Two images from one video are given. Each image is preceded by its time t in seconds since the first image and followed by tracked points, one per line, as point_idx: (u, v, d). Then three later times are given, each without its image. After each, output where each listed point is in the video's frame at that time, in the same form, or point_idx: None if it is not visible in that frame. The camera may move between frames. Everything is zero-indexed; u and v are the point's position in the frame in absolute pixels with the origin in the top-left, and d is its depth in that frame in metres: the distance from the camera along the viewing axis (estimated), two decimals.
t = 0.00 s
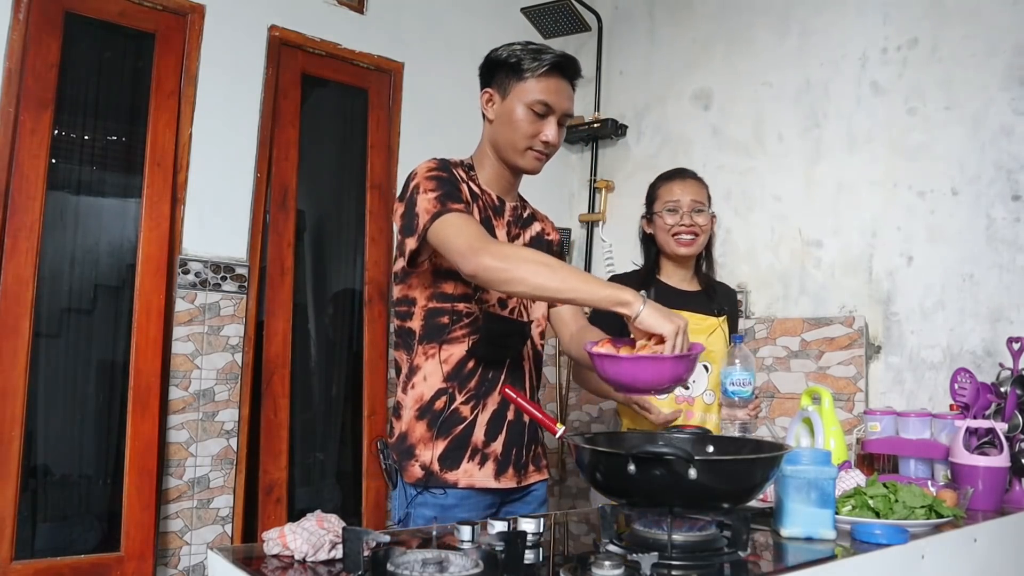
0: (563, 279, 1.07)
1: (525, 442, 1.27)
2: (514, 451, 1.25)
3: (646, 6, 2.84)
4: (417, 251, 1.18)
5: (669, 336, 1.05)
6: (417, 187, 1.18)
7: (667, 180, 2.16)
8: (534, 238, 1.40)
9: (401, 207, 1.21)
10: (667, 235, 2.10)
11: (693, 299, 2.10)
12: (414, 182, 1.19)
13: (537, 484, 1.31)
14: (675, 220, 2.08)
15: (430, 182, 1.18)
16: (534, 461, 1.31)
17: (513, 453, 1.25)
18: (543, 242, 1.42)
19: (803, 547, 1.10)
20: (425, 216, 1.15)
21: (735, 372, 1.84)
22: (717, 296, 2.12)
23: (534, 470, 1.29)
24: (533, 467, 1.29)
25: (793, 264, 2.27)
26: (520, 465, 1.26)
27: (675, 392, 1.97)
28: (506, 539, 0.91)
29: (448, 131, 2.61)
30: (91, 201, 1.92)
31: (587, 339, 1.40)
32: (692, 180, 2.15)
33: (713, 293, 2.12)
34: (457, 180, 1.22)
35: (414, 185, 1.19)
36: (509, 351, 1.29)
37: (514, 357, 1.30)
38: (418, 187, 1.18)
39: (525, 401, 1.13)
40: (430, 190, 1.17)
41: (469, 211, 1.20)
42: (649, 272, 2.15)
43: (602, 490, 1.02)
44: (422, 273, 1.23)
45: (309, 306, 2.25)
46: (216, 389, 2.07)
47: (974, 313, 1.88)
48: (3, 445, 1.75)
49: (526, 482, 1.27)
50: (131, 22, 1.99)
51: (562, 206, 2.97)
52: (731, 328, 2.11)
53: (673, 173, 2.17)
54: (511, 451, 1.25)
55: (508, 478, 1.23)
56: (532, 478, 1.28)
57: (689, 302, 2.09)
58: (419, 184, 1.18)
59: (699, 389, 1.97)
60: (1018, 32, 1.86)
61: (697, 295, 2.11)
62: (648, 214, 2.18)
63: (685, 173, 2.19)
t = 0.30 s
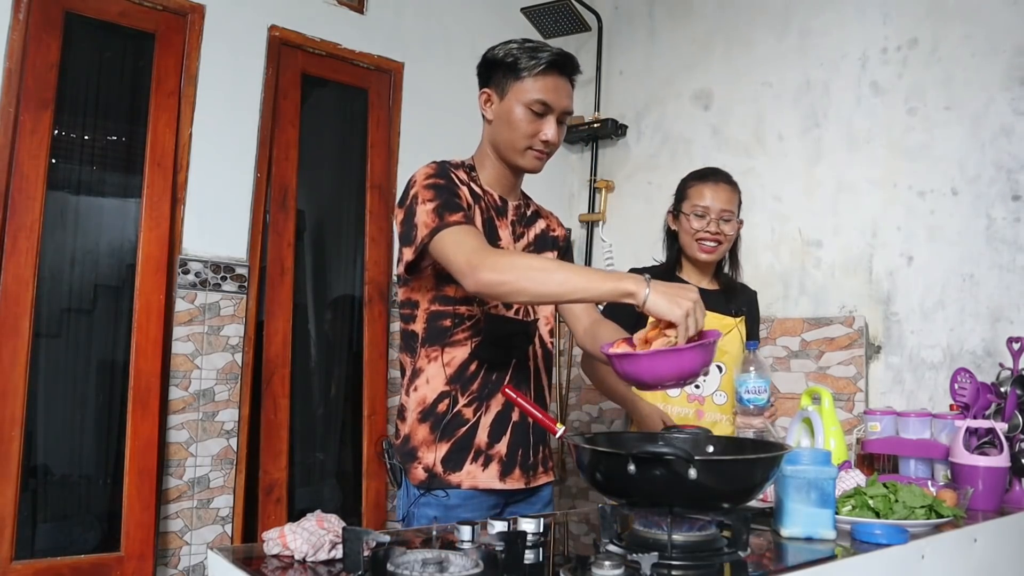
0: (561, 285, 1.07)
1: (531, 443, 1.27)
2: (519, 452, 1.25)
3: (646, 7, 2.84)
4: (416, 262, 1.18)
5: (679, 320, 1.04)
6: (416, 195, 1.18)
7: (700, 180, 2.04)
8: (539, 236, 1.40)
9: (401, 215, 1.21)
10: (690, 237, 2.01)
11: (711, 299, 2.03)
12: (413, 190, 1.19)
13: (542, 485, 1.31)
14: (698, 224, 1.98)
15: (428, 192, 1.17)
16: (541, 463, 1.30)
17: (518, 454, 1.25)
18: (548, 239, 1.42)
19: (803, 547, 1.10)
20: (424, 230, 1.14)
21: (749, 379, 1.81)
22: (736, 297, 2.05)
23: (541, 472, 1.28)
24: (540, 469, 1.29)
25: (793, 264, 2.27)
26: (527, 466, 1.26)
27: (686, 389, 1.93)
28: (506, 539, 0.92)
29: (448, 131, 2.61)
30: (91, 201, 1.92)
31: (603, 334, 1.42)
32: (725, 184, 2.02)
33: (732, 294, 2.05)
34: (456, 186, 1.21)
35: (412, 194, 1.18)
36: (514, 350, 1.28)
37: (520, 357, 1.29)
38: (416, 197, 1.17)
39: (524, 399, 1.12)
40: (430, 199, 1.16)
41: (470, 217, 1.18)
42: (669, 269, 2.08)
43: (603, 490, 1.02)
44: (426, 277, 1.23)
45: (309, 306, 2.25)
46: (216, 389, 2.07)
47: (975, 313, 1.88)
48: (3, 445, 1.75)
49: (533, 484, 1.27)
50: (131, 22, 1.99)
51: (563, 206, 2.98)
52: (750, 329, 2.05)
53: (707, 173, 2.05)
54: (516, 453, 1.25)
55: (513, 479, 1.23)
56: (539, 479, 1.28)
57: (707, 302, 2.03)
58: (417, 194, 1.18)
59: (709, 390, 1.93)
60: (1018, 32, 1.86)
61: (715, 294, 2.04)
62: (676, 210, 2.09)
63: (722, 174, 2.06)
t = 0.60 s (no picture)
0: (560, 289, 1.06)
1: (531, 444, 1.27)
2: (520, 453, 1.25)
3: (646, 6, 2.85)
4: (416, 264, 1.18)
5: (680, 313, 1.06)
6: (416, 197, 1.17)
7: (711, 182, 1.99)
8: (542, 235, 1.40)
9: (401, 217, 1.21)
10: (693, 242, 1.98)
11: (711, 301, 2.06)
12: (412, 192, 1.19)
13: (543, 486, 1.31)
14: (704, 231, 1.94)
15: (428, 195, 1.17)
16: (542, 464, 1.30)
17: (519, 455, 1.25)
18: (550, 238, 1.42)
19: (803, 547, 1.10)
20: (423, 234, 1.14)
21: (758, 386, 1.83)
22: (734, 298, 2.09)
23: (543, 473, 1.29)
24: (541, 470, 1.29)
25: (793, 264, 2.27)
26: (528, 467, 1.26)
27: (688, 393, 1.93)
28: (506, 539, 0.92)
29: (448, 131, 2.61)
30: (91, 201, 1.92)
31: (605, 334, 1.43)
32: (737, 191, 1.97)
33: (731, 295, 2.08)
34: (456, 188, 1.21)
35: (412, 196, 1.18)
36: (515, 351, 1.28)
37: (521, 357, 1.29)
38: (416, 200, 1.17)
39: (524, 398, 1.12)
40: (430, 202, 1.16)
41: (470, 221, 1.18)
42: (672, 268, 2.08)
43: (603, 490, 1.02)
44: (427, 278, 1.23)
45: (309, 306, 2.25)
46: (216, 389, 2.07)
47: (975, 313, 1.88)
48: (3, 445, 1.75)
49: (534, 485, 1.27)
50: (131, 22, 1.99)
51: (562, 206, 2.98)
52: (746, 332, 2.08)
53: (719, 176, 1.98)
54: (517, 454, 1.25)
55: (514, 481, 1.23)
56: (540, 481, 1.28)
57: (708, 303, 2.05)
58: (417, 196, 1.18)
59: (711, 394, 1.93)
60: (1018, 32, 1.86)
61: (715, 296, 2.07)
62: (683, 208, 2.04)
63: (734, 179, 2.00)
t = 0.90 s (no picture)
0: (559, 280, 1.07)
1: (531, 444, 1.27)
2: (520, 453, 1.25)
3: (646, 6, 2.85)
4: (414, 265, 1.18)
5: (682, 294, 1.07)
6: (414, 198, 1.17)
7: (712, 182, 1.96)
8: (539, 234, 1.40)
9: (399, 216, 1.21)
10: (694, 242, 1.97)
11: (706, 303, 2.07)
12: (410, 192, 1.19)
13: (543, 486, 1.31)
14: (706, 238, 1.94)
15: (425, 196, 1.17)
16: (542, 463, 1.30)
17: (519, 456, 1.25)
18: (548, 237, 1.42)
19: (803, 547, 1.10)
20: (421, 235, 1.14)
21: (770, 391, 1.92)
22: (729, 299, 2.10)
23: (543, 473, 1.29)
24: (541, 470, 1.29)
25: (793, 264, 2.27)
26: (528, 467, 1.26)
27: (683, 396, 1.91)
28: (506, 539, 0.92)
29: (448, 130, 2.61)
30: (91, 201, 1.92)
31: (605, 334, 1.43)
32: (741, 197, 1.95)
33: (727, 297, 2.09)
34: (453, 187, 1.21)
35: (410, 196, 1.18)
36: (514, 351, 1.28)
37: (520, 357, 1.29)
38: (414, 200, 1.17)
39: (524, 398, 1.12)
40: (428, 202, 1.16)
41: (468, 220, 1.18)
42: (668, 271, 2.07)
43: (602, 490, 1.02)
44: (425, 278, 1.23)
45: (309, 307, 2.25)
46: (216, 389, 2.07)
47: (974, 313, 1.88)
48: (3, 445, 1.75)
49: (534, 485, 1.27)
50: (130, 22, 1.99)
51: (563, 206, 2.98)
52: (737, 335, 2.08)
53: (723, 181, 1.96)
54: (517, 454, 1.25)
55: (514, 481, 1.23)
56: (540, 481, 1.28)
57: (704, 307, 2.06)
58: (415, 197, 1.18)
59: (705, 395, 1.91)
60: (1018, 32, 1.86)
61: (711, 299, 2.08)
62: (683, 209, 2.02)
63: (739, 183, 1.97)
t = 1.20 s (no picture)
0: (561, 270, 1.07)
1: (532, 443, 1.27)
2: (521, 453, 1.25)
3: (646, 6, 2.85)
4: (412, 266, 1.18)
5: (684, 276, 1.09)
6: (411, 199, 1.18)
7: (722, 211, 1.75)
8: (537, 232, 1.40)
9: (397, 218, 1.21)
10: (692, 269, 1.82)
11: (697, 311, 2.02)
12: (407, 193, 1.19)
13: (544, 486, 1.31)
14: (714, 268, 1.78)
15: (422, 196, 1.17)
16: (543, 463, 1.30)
17: (520, 455, 1.25)
18: (546, 235, 1.42)
19: (803, 547, 1.10)
20: (420, 234, 1.14)
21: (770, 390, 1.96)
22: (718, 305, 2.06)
23: (544, 473, 1.29)
24: (542, 469, 1.29)
25: (793, 264, 2.27)
26: (529, 467, 1.26)
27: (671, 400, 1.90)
28: (506, 539, 0.92)
29: (448, 130, 2.61)
30: (91, 201, 1.92)
31: (606, 331, 1.44)
32: (754, 227, 1.75)
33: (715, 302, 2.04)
34: (449, 187, 1.21)
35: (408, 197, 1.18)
36: (514, 351, 1.28)
37: (520, 356, 1.29)
38: (411, 201, 1.17)
39: (524, 399, 1.12)
40: (425, 202, 1.16)
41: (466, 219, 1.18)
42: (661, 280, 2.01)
43: (602, 490, 1.02)
44: (424, 279, 1.23)
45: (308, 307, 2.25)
46: (216, 389, 2.07)
47: (975, 313, 1.88)
48: (3, 445, 1.75)
49: (536, 484, 1.27)
50: (130, 22, 1.99)
51: (563, 206, 2.98)
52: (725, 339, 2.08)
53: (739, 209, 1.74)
54: (518, 454, 1.25)
55: (515, 480, 1.23)
56: (540, 481, 1.28)
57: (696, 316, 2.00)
58: (412, 198, 1.18)
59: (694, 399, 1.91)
60: (1018, 32, 1.86)
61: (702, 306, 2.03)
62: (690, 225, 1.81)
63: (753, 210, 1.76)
